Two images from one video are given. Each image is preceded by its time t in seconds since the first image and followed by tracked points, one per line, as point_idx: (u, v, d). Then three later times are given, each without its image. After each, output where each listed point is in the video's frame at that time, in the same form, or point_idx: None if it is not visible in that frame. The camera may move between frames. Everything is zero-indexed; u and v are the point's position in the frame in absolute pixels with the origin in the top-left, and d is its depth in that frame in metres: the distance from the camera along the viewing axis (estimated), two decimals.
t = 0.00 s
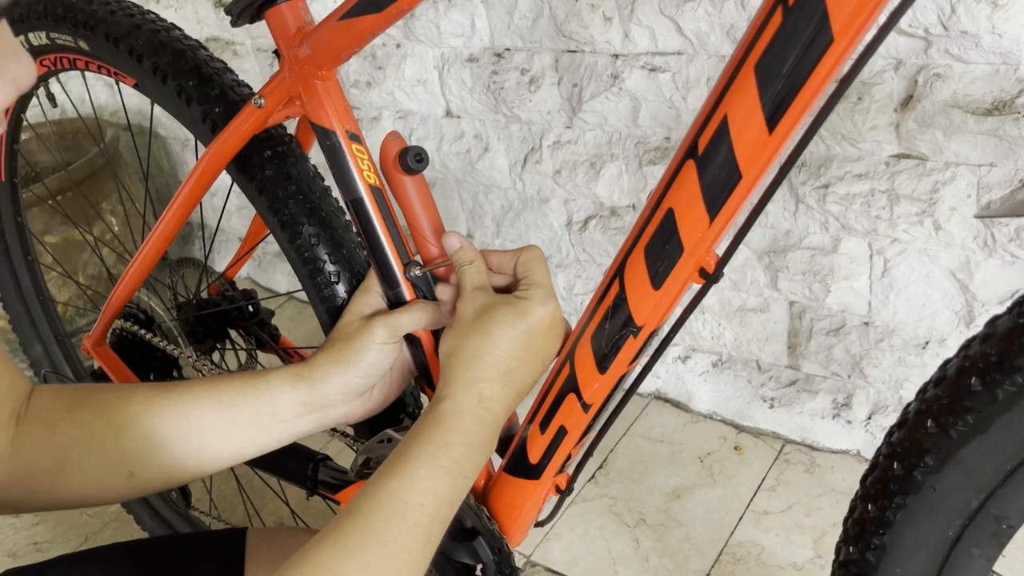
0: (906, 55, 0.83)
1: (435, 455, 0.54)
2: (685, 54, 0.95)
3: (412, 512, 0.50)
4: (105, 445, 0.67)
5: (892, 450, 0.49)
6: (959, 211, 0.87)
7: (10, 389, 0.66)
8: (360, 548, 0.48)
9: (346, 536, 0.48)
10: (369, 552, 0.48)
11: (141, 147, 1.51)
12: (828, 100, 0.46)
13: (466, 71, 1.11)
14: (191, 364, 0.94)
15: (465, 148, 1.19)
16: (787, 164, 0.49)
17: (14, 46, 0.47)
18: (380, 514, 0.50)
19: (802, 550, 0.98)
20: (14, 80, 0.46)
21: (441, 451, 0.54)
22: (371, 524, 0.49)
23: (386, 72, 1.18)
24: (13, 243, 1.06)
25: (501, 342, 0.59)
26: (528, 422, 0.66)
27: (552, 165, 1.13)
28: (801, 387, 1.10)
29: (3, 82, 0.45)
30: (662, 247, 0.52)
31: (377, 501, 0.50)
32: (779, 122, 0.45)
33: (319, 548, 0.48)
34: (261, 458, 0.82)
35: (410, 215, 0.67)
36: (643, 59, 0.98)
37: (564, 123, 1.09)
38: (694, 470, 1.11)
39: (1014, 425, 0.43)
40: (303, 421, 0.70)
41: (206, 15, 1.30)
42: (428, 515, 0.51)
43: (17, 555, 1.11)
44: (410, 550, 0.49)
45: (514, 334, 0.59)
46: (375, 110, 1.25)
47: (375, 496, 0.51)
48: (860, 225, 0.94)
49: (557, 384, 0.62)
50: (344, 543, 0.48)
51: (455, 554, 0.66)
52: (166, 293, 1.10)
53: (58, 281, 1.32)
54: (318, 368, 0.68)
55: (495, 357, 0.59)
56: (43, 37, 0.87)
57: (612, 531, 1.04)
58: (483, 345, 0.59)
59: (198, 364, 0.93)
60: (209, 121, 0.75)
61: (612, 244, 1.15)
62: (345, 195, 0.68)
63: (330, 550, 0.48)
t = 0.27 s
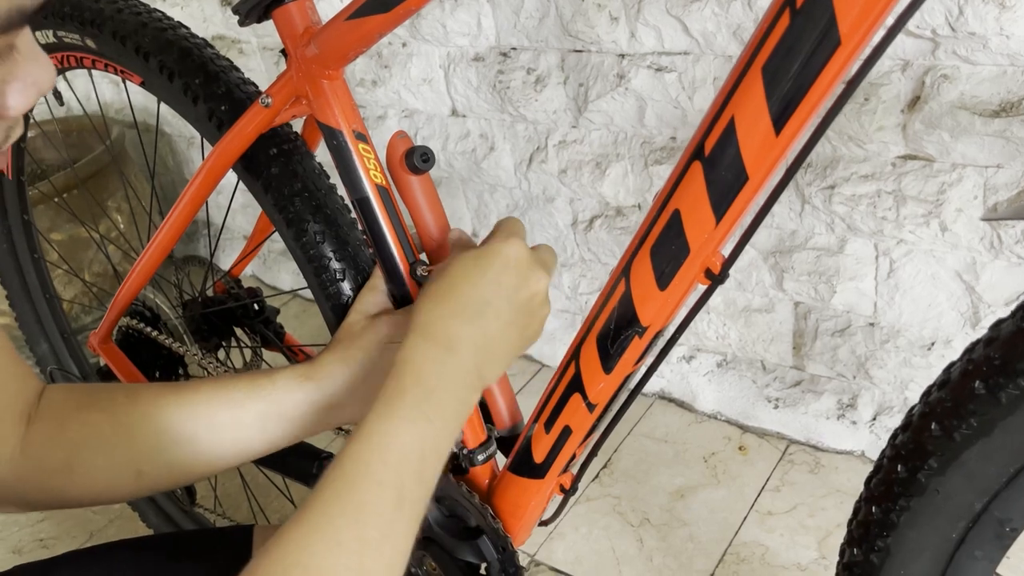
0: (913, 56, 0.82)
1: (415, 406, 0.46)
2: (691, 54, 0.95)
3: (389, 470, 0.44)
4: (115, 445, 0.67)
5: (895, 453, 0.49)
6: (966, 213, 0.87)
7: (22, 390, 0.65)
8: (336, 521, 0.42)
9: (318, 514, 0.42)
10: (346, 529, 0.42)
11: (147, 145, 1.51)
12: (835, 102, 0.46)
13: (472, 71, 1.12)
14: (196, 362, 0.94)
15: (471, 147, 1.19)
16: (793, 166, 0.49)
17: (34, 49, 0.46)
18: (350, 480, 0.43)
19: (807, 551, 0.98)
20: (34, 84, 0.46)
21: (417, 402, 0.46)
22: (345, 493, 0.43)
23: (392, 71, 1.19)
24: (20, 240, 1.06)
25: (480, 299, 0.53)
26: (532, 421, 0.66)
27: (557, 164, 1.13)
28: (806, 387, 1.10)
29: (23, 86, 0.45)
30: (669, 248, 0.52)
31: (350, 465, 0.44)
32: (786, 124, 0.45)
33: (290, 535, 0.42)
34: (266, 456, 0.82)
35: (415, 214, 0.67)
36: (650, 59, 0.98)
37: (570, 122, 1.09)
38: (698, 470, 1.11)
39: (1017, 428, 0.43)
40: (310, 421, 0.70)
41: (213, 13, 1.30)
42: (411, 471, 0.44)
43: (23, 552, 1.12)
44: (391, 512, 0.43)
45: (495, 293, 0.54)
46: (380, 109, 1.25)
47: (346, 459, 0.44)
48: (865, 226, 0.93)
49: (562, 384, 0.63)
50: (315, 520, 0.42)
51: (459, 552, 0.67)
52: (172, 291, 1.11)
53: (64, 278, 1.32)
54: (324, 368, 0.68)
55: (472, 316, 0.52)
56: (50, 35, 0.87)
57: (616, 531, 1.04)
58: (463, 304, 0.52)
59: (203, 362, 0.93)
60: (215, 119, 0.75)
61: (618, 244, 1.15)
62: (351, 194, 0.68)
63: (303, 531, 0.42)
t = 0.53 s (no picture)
0: (920, 57, 0.82)
1: (413, 384, 0.47)
2: (698, 54, 0.95)
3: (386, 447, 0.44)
4: (122, 439, 0.67)
5: (901, 453, 0.49)
6: (971, 213, 0.87)
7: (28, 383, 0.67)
8: (332, 493, 0.43)
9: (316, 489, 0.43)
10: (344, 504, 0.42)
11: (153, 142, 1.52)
12: (843, 104, 0.46)
13: (478, 69, 1.12)
14: (203, 358, 0.95)
15: (476, 145, 1.19)
16: (801, 167, 0.49)
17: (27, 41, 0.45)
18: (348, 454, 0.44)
19: (810, 551, 0.98)
20: (28, 76, 0.45)
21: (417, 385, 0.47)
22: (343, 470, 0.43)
23: (398, 69, 1.19)
24: (27, 236, 1.07)
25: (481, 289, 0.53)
26: (539, 420, 0.66)
27: (563, 163, 1.13)
28: (810, 387, 1.10)
29: (16, 78, 0.44)
30: (676, 247, 0.52)
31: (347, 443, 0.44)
32: (794, 125, 0.45)
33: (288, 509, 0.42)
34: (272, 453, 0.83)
35: (423, 213, 0.67)
36: (656, 59, 0.98)
37: (575, 121, 1.09)
38: (701, 469, 1.11)
39: None
40: (316, 417, 0.70)
41: (219, 11, 1.31)
42: (409, 448, 0.45)
43: (29, 546, 1.13)
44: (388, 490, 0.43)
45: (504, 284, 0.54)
46: (386, 107, 1.25)
47: (338, 434, 0.45)
48: (871, 226, 0.94)
49: (568, 383, 0.63)
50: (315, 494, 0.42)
51: (465, 550, 0.68)
52: (179, 288, 1.11)
53: (70, 275, 1.33)
54: (331, 365, 0.68)
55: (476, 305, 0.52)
56: (60, 33, 0.87)
57: (620, 529, 1.05)
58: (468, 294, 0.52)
59: (210, 359, 0.94)
60: (224, 117, 0.76)
61: (623, 243, 1.15)
62: (359, 193, 0.68)
63: (303, 503, 0.42)
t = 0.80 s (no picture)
0: (931, 56, 0.82)
1: (387, 406, 0.48)
2: (707, 52, 0.95)
3: (362, 471, 0.45)
4: (135, 434, 0.68)
5: (914, 451, 0.49)
6: (981, 213, 0.87)
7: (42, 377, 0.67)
8: (309, 526, 0.44)
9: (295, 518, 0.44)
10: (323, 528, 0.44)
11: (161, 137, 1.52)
12: (858, 102, 0.46)
13: (487, 66, 1.12)
14: (212, 353, 0.95)
15: (484, 142, 1.19)
16: (816, 165, 0.49)
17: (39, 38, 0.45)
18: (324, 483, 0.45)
19: (816, 549, 0.99)
20: (42, 72, 0.45)
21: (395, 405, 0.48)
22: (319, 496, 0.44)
23: (406, 66, 1.19)
24: (37, 231, 1.07)
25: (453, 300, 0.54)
26: (549, 416, 0.66)
27: (571, 161, 1.13)
28: (817, 386, 1.10)
29: (30, 75, 0.44)
30: (689, 244, 0.52)
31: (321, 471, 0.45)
32: (809, 123, 0.45)
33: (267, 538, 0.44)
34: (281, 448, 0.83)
35: (435, 209, 0.67)
36: (665, 57, 0.98)
37: (584, 119, 1.09)
38: (707, 467, 1.11)
39: None
40: (327, 412, 0.71)
41: (228, 7, 1.31)
42: (387, 472, 0.46)
43: (36, 539, 1.13)
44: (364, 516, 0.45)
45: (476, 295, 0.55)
46: (394, 104, 1.25)
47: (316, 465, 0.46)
48: (880, 225, 0.94)
49: (579, 379, 0.63)
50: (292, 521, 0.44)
51: (473, 545, 0.68)
52: (188, 283, 1.11)
53: (79, 269, 1.33)
54: (343, 362, 0.69)
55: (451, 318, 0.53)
56: (72, 28, 0.88)
57: (626, 527, 1.05)
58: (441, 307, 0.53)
59: (219, 354, 0.94)
60: (237, 113, 0.76)
61: (630, 241, 1.15)
62: (370, 189, 0.68)
63: (280, 534, 0.44)
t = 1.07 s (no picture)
0: (940, 58, 0.82)
1: (407, 334, 0.45)
2: (716, 53, 0.95)
3: (380, 400, 0.43)
4: (147, 431, 0.68)
5: (921, 453, 0.49)
6: (989, 215, 0.87)
7: (55, 377, 0.68)
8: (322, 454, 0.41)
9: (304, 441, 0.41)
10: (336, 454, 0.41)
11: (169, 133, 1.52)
12: (869, 105, 0.46)
13: (496, 65, 1.12)
14: (220, 349, 0.96)
15: (492, 141, 1.20)
16: (826, 168, 0.49)
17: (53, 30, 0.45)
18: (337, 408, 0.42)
19: (821, 550, 0.99)
20: (52, 62, 0.45)
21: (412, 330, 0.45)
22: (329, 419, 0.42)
23: (415, 64, 1.19)
24: (48, 227, 1.08)
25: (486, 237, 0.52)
26: (556, 415, 0.66)
27: (579, 160, 1.13)
28: (823, 387, 1.10)
29: (40, 63, 0.44)
30: (698, 246, 0.53)
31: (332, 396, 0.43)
32: (820, 126, 0.45)
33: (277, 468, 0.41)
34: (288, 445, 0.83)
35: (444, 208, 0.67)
36: (674, 56, 0.98)
37: (592, 118, 1.09)
38: (713, 467, 1.11)
39: None
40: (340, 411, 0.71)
41: (237, 4, 1.31)
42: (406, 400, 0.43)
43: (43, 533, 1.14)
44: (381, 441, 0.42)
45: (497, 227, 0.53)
46: (402, 102, 1.26)
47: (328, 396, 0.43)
48: (888, 227, 0.94)
49: (587, 378, 0.63)
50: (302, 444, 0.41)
51: (480, 542, 0.69)
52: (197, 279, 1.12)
53: (87, 264, 1.33)
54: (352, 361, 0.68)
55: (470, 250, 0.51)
56: (84, 25, 0.88)
57: (631, 526, 1.05)
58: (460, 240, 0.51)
59: (227, 350, 0.95)
60: (247, 110, 0.76)
61: (637, 240, 1.15)
62: (380, 187, 0.68)
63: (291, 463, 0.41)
